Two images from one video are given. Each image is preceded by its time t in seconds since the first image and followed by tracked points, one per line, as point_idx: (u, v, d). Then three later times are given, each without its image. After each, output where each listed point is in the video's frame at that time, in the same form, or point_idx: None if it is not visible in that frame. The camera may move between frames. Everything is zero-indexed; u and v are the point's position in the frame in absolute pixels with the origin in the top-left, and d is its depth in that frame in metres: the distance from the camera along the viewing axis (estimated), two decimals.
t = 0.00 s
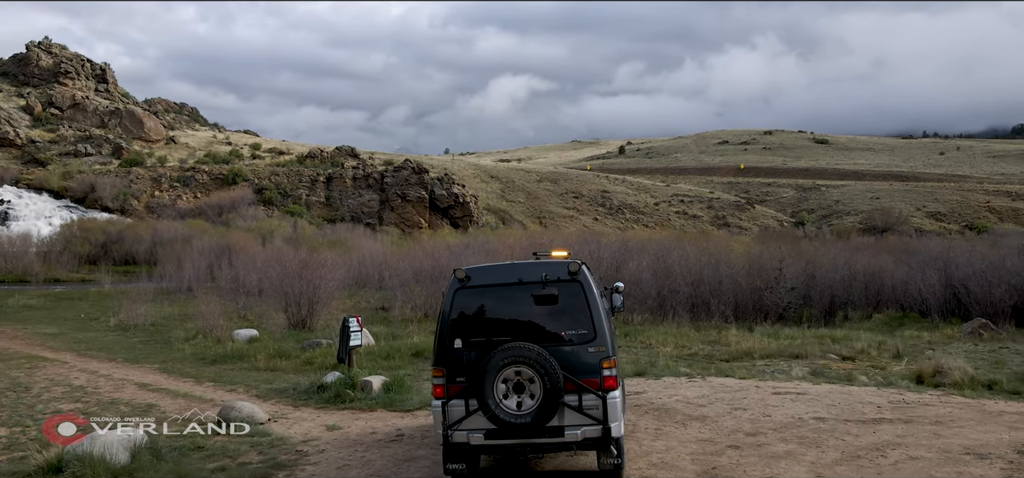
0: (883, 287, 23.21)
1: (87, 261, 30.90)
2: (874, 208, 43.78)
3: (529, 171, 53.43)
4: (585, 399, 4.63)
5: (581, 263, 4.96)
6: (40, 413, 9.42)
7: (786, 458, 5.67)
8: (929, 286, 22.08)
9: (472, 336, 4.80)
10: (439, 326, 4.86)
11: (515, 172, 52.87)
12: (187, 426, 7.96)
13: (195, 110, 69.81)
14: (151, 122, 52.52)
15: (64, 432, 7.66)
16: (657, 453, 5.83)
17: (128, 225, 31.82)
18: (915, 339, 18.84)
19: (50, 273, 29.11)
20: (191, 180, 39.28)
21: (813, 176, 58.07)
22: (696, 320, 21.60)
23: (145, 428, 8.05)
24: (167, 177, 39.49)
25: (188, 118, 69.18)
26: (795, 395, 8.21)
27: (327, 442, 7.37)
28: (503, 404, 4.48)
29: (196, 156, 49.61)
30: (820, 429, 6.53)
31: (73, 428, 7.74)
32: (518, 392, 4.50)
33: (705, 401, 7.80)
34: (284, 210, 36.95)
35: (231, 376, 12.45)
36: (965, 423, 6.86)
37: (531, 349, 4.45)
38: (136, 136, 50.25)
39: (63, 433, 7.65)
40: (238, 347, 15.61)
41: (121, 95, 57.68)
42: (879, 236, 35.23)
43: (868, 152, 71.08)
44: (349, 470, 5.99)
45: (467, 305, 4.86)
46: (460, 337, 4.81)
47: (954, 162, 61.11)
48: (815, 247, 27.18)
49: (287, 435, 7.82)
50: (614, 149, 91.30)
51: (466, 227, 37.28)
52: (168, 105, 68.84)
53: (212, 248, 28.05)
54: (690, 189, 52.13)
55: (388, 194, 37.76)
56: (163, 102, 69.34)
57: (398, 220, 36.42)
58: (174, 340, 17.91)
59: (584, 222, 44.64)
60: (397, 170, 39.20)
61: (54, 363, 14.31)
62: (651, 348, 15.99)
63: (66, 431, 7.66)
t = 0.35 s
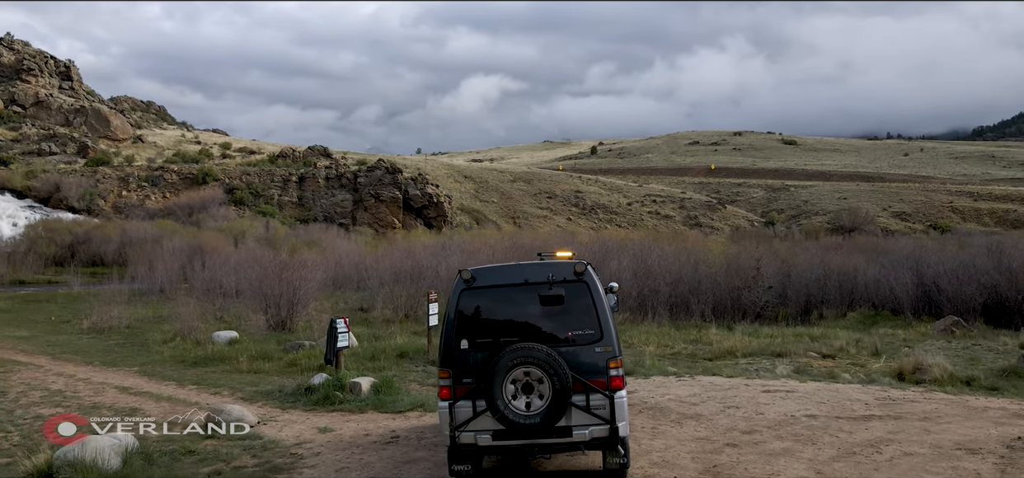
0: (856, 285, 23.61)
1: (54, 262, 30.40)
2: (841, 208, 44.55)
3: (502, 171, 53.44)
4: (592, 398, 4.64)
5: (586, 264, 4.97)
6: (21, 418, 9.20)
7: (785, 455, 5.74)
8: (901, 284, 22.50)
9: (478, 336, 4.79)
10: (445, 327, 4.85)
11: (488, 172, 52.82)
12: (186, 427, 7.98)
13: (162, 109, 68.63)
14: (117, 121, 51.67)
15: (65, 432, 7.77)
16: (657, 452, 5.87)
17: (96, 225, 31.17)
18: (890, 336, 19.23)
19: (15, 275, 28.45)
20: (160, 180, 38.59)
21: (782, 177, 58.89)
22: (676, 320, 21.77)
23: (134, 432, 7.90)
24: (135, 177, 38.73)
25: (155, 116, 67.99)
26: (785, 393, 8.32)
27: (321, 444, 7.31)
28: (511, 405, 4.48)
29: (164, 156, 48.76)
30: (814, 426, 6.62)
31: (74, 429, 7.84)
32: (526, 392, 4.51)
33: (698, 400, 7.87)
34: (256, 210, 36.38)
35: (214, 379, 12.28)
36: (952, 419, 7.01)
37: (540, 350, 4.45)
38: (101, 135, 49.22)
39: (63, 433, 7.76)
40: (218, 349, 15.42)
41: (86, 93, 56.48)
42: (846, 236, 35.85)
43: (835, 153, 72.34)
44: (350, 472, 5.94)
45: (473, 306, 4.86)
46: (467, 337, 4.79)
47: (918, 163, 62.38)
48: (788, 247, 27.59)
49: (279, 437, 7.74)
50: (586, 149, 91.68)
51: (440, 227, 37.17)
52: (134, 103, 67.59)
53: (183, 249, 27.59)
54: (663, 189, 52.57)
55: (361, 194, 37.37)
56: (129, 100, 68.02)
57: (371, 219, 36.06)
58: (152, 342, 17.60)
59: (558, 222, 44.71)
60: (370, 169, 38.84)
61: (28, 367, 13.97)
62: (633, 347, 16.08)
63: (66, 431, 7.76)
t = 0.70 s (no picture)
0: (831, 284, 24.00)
1: (19, 263, 29.95)
2: (810, 208, 45.26)
3: (475, 171, 53.36)
4: (601, 398, 4.66)
5: (594, 264, 4.98)
6: None
7: (785, 452, 5.80)
8: (876, 283, 22.95)
9: (485, 337, 4.79)
10: (453, 328, 4.84)
11: (461, 171, 52.68)
12: (187, 427, 7.96)
13: (128, 107, 67.28)
14: (84, 119, 50.01)
15: (65, 432, 7.88)
16: (659, 451, 5.91)
17: (63, 226, 30.41)
18: (866, 334, 19.59)
19: None
20: (128, 179, 37.78)
21: (752, 177, 59.59)
22: (656, 319, 21.90)
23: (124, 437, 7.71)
24: (102, 176, 37.91)
25: (121, 115, 66.65)
26: (776, 391, 8.42)
27: (316, 446, 7.24)
28: (522, 405, 4.48)
29: (131, 155, 47.78)
30: (810, 423, 6.70)
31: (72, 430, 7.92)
32: (537, 392, 4.51)
33: (692, 398, 7.93)
34: (227, 210, 35.63)
35: (196, 382, 12.07)
36: (942, 415, 7.15)
37: (550, 350, 4.45)
38: (66, 134, 48.01)
39: (64, 433, 7.88)
40: (199, 351, 15.18)
41: (50, 91, 55.12)
42: (815, 235, 36.36)
43: (804, 154, 73.46)
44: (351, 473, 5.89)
45: (481, 306, 4.85)
46: (475, 338, 4.79)
47: (883, 164, 63.60)
48: (763, 246, 27.96)
49: (272, 440, 7.65)
50: (558, 150, 91.89)
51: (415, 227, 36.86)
52: (99, 101, 66.18)
53: (152, 249, 27.02)
54: (636, 189, 52.90)
55: (334, 194, 36.97)
56: (93, 98, 66.53)
57: (344, 220, 35.61)
58: (128, 345, 17.27)
59: (531, 222, 44.75)
60: (344, 169, 38.38)
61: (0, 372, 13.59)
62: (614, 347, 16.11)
63: (66, 431, 7.85)
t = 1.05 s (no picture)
0: (807, 283, 24.31)
1: None
2: (780, 208, 45.85)
3: (449, 171, 53.16)
4: (611, 397, 4.69)
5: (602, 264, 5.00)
6: None
7: (784, 449, 5.88)
8: (851, 282, 23.37)
9: (495, 337, 4.79)
10: (462, 328, 4.83)
11: (435, 171, 52.45)
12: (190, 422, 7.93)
13: (93, 106, 65.88)
14: (48, 117, 49.41)
15: (64, 432, 8.07)
16: (660, 449, 5.96)
17: (29, 227, 29.67)
18: (843, 331, 19.86)
19: None
20: (95, 179, 36.91)
21: (722, 178, 60.20)
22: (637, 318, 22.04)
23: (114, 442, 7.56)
24: (68, 176, 37.00)
25: (86, 113, 65.21)
26: (765, 389, 8.55)
27: (312, 449, 7.18)
28: (534, 405, 4.50)
29: (98, 154, 46.78)
30: (804, 420, 6.81)
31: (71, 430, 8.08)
32: (548, 392, 4.52)
33: (686, 397, 8.00)
34: (196, 210, 34.57)
35: (180, 384, 11.90)
36: (931, 411, 7.31)
37: (561, 350, 4.47)
38: (30, 132, 46.89)
39: (63, 432, 8.06)
40: (179, 353, 14.94)
41: (12, 89, 53.75)
42: (785, 235, 36.81)
43: (773, 155, 74.42)
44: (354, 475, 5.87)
45: (488, 307, 4.86)
46: (484, 339, 4.79)
47: (850, 165, 64.70)
48: (739, 246, 28.21)
49: (265, 443, 7.57)
50: (531, 150, 91.94)
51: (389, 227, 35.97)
52: (62, 99, 64.68)
53: (122, 248, 26.45)
54: (609, 190, 53.22)
55: (307, 194, 36.07)
56: (57, 96, 65.00)
57: (318, 220, 34.72)
58: (105, 347, 16.96)
59: (505, 222, 44.73)
60: (317, 169, 37.55)
61: None
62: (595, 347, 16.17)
63: (65, 431, 8.03)
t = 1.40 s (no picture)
0: (783, 281, 24.69)
1: None
2: (750, 208, 46.44)
3: (422, 171, 52.91)
4: (620, 396, 4.71)
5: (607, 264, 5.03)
6: None
7: (782, 446, 5.96)
8: (828, 281, 23.71)
9: (503, 338, 4.78)
10: (469, 329, 4.82)
11: (408, 171, 52.17)
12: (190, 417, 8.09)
13: (55, 104, 64.31)
14: (10, 115, 48.27)
15: (64, 432, 8.18)
16: (661, 448, 6.00)
17: None
18: (821, 330, 20.17)
19: None
20: (60, 179, 35.69)
21: (691, 178, 60.77)
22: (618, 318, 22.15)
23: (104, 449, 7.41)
24: (31, 175, 35.87)
25: (48, 112, 63.64)
26: (756, 387, 8.66)
27: (308, 452, 7.12)
28: (545, 406, 4.51)
29: (63, 153, 45.70)
30: (800, 419, 6.90)
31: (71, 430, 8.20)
32: (559, 393, 4.53)
33: (679, 396, 8.07)
34: (165, 210, 33.68)
35: (163, 388, 11.71)
36: (920, 408, 7.46)
37: (572, 350, 4.49)
38: None
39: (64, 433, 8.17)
40: (159, 356, 14.68)
41: None
42: (754, 235, 37.27)
43: (743, 155, 75.34)
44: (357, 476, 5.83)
45: (494, 307, 4.86)
46: (492, 340, 4.78)
47: (818, 166, 65.72)
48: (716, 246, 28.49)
49: (259, 446, 7.48)
50: (503, 150, 91.92)
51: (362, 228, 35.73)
52: (23, 97, 63.09)
53: (89, 249, 25.84)
54: (582, 190, 53.40)
55: (279, 194, 35.38)
56: (18, 94, 63.37)
57: (290, 220, 34.36)
58: (81, 351, 16.61)
59: (479, 222, 44.69)
60: (288, 168, 36.70)
61: None
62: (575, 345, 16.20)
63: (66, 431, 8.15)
